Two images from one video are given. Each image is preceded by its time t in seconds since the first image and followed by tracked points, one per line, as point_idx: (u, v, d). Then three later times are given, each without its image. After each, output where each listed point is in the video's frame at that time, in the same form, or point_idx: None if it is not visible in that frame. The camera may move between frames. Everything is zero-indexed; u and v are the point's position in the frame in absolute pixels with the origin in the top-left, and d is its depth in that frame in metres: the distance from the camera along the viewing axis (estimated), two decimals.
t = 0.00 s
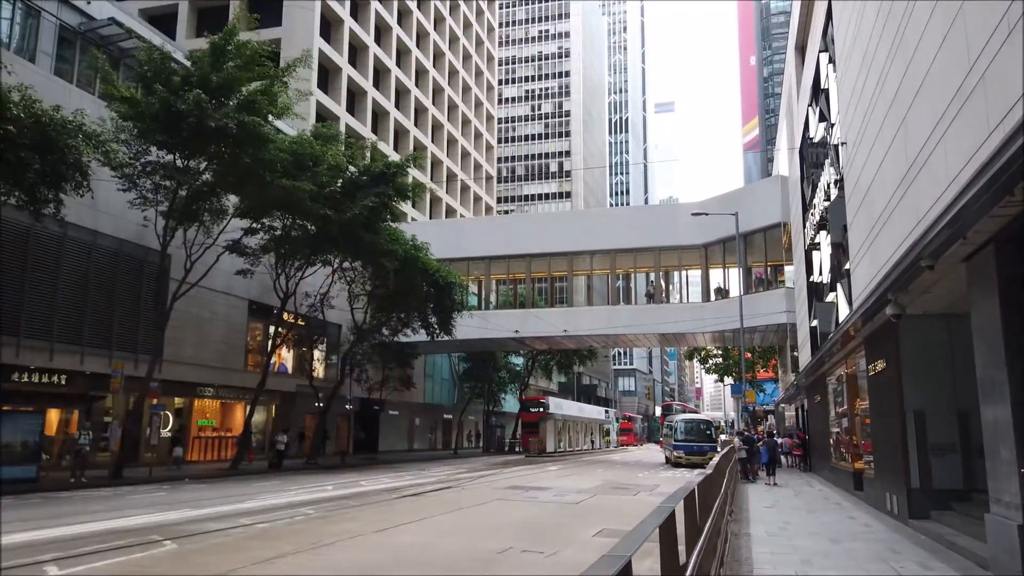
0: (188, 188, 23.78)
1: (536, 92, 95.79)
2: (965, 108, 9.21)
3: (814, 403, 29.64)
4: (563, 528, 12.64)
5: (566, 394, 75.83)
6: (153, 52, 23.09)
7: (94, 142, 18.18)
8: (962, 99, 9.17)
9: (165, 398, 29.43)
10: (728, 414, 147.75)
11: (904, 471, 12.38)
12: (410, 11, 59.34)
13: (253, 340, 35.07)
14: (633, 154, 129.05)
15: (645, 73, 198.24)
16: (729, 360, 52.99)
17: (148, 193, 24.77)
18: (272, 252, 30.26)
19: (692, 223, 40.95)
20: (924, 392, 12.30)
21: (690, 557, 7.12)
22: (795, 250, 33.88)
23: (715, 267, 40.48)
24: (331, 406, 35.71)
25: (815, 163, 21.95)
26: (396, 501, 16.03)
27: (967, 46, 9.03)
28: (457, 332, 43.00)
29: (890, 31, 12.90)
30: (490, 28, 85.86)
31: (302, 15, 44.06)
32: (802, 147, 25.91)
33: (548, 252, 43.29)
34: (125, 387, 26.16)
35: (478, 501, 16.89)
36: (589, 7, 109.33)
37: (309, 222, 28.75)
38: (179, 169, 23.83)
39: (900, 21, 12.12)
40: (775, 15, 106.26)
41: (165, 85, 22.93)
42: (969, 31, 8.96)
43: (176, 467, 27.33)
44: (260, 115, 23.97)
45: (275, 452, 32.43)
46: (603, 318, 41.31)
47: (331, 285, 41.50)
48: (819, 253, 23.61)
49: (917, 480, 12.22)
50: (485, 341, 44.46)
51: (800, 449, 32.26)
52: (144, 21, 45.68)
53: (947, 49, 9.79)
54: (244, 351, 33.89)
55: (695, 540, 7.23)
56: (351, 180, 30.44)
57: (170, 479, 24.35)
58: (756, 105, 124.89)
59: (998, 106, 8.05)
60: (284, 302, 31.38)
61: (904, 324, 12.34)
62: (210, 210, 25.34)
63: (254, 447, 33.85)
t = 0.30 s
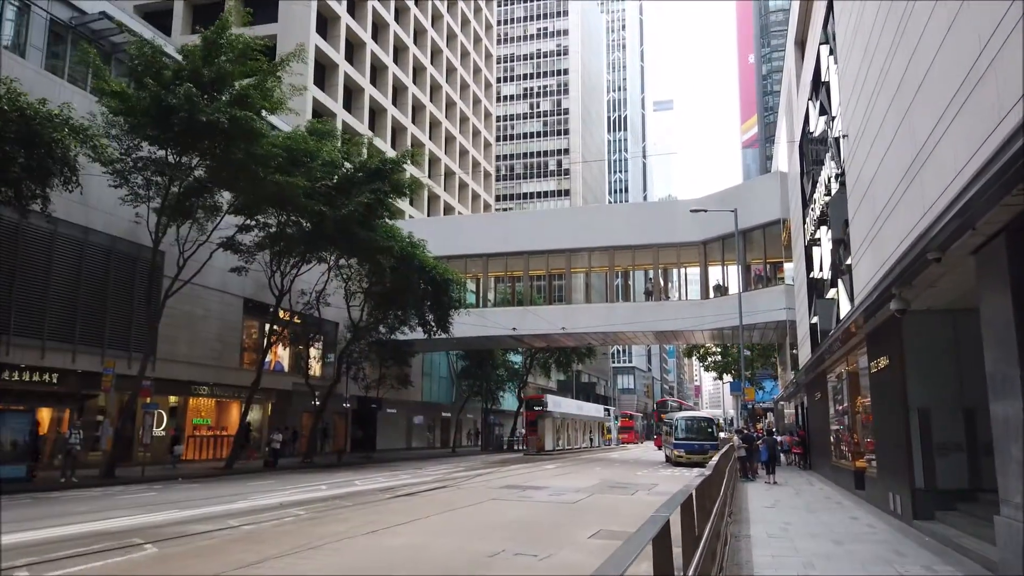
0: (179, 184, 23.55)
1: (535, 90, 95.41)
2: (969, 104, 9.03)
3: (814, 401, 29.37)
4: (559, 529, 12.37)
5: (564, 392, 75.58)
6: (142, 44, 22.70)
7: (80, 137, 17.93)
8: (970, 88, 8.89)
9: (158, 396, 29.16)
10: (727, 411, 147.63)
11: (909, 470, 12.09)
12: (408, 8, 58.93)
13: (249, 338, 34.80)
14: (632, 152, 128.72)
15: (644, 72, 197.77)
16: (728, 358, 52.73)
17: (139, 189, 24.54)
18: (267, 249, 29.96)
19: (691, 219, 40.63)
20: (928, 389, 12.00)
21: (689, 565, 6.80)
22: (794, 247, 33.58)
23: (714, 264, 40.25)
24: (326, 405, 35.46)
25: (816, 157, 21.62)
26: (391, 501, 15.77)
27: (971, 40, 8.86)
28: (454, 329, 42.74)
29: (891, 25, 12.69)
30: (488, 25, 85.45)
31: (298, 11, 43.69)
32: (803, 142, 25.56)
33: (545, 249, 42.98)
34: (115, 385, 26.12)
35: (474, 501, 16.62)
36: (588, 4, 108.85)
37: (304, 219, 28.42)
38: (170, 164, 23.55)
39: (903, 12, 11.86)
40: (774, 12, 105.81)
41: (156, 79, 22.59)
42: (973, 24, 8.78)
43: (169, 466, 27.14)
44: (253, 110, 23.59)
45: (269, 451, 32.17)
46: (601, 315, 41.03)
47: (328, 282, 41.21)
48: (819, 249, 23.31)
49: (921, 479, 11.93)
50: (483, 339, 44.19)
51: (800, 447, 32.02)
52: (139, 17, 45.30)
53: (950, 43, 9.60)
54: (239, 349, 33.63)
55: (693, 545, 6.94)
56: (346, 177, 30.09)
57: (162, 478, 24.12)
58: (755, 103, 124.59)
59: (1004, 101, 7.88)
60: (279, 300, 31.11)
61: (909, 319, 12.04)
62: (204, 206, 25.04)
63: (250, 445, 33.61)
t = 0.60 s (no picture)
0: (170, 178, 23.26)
1: (532, 86, 95.16)
2: (967, 95, 8.81)
3: (813, 397, 29.10)
4: (552, 528, 12.07)
5: (562, 389, 75.39)
6: (130, 37, 22.27)
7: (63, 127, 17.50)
8: (972, 74, 8.58)
9: (150, 394, 28.77)
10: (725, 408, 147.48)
11: (911, 467, 11.79)
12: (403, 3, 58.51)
13: (243, 335, 34.46)
14: (630, 148, 128.32)
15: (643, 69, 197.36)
16: (726, 354, 52.47)
17: (129, 185, 24.21)
18: (260, 245, 29.65)
19: (689, 215, 40.31)
20: (930, 382, 11.68)
21: (681, 565, 6.48)
22: (793, 242, 33.28)
23: (711, 260, 39.94)
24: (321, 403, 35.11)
25: (816, 149, 21.29)
26: (382, 499, 15.48)
27: (968, 30, 8.63)
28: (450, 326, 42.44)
29: (890, 13, 12.43)
30: (485, 21, 84.98)
31: (292, 5, 43.26)
32: (802, 134, 25.23)
33: (542, 245, 42.64)
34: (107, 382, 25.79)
35: (467, 498, 16.32)
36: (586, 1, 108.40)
37: (297, 214, 28.11)
38: (159, 158, 23.21)
39: None
40: (772, 7, 105.38)
41: (144, 72, 22.20)
42: (970, 14, 8.55)
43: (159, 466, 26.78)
44: (242, 103, 23.22)
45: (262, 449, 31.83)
46: (598, 312, 40.72)
47: (323, 278, 40.87)
48: (819, 242, 23.04)
49: (924, 476, 11.62)
50: (479, 336, 43.88)
51: (799, 443, 31.78)
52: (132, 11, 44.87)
53: (948, 34, 9.38)
54: (232, 347, 33.29)
55: (687, 550, 6.65)
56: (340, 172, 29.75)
57: (152, 477, 23.77)
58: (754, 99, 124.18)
59: (1002, 92, 7.66)
60: (272, 296, 30.77)
61: (909, 311, 11.77)
62: (195, 201, 24.75)
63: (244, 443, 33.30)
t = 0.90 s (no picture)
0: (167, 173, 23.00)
1: (535, 82, 94.75)
2: (973, 91, 8.67)
3: (818, 392, 28.77)
4: (552, 528, 11.80)
5: (565, 385, 75.16)
6: (124, 30, 21.97)
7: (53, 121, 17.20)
8: (982, 59, 8.26)
9: (149, 391, 28.51)
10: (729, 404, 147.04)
11: (920, 464, 11.47)
12: None
13: (242, 331, 34.23)
14: (633, 144, 127.79)
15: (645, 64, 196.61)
16: (730, 350, 52.13)
17: (126, 180, 23.94)
18: (259, 241, 29.40)
19: (692, 209, 39.95)
20: (940, 377, 11.36)
21: (684, 572, 6.13)
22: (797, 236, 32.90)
23: (715, 254, 39.53)
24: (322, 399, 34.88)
25: (821, 140, 20.91)
26: (379, 498, 15.22)
27: (978, 13, 8.31)
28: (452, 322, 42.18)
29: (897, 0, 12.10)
30: (487, 15, 84.49)
31: None
32: (806, 126, 24.86)
33: (544, 241, 42.32)
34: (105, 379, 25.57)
35: (466, 496, 16.06)
36: None
37: (296, 209, 27.80)
38: (156, 152, 22.93)
39: None
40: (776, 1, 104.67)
41: (139, 65, 21.91)
42: None
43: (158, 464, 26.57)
44: (239, 96, 22.93)
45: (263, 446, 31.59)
46: (601, 307, 40.39)
47: (323, 274, 40.63)
48: (824, 236, 22.69)
49: (933, 474, 11.31)
50: (481, 331, 43.62)
51: (804, 439, 31.48)
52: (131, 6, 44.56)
53: (957, 18, 9.04)
54: (232, 343, 33.07)
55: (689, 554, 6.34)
56: (339, 167, 29.49)
57: (150, 475, 23.54)
58: (757, 94, 123.48)
59: (1015, 76, 7.35)
60: (271, 292, 30.51)
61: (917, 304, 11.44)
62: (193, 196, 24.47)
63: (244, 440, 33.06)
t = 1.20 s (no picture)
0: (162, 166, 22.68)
1: (537, 77, 94.23)
2: (979, 82, 8.50)
3: (823, 388, 28.38)
4: (551, 526, 11.47)
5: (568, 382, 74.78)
6: (118, 20, 21.60)
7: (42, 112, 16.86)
8: (996, 38, 7.92)
9: (145, 387, 28.21)
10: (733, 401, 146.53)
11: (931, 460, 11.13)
12: None
13: (241, 327, 33.96)
14: (636, 140, 127.17)
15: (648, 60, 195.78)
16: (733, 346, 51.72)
17: (122, 174, 23.64)
18: (257, 235, 29.08)
19: (695, 203, 39.54)
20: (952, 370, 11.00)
21: None
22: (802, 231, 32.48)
23: (718, 249, 39.08)
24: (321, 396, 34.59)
25: (826, 131, 20.51)
26: (374, 496, 14.90)
27: None
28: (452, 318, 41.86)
29: None
30: (488, 10, 83.98)
31: None
32: (811, 116, 24.47)
33: (546, 236, 41.95)
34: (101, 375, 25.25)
35: (464, 494, 15.74)
36: None
37: (294, 203, 27.45)
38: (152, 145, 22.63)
39: None
40: None
41: (132, 56, 21.56)
42: None
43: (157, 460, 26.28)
44: (235, 88, 22.61)
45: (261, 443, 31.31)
46: (602, 302, 40.03)
47: (323, 270, 40.34)
48: (829, 228, 22.30)
49: (945, 470, 10.97)
50: (482, 328, 43.28)
51: (808, 435, 31.09)
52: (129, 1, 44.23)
53: None
54: (231, 339, 32.80)
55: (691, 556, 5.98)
56: (337, 161, 29.18)
57: (146, 472, 23.26)
58: (761, 89, 122.79)
59: None
60: (270, 287, 30.21)
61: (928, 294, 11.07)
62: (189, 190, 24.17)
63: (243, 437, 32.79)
